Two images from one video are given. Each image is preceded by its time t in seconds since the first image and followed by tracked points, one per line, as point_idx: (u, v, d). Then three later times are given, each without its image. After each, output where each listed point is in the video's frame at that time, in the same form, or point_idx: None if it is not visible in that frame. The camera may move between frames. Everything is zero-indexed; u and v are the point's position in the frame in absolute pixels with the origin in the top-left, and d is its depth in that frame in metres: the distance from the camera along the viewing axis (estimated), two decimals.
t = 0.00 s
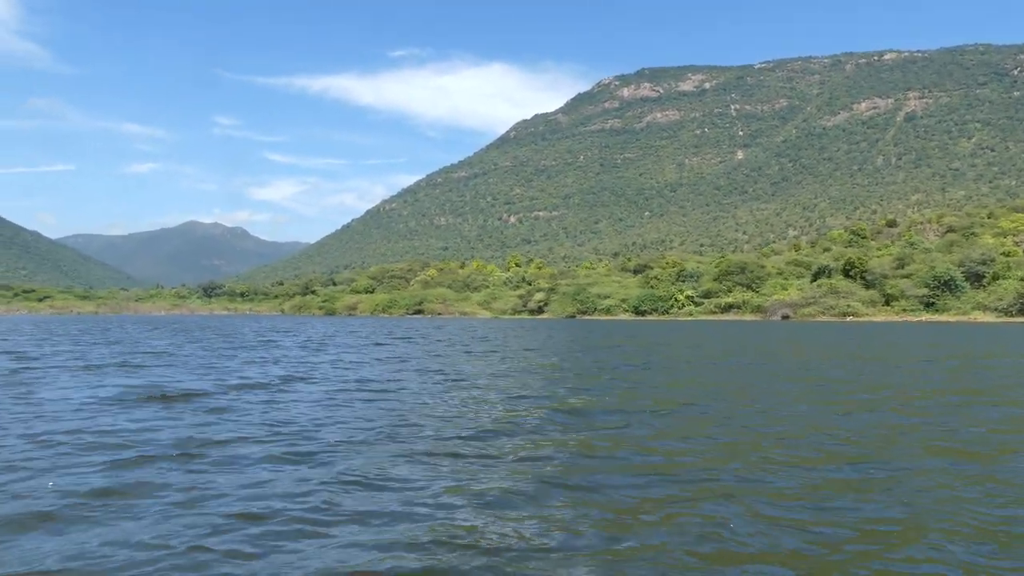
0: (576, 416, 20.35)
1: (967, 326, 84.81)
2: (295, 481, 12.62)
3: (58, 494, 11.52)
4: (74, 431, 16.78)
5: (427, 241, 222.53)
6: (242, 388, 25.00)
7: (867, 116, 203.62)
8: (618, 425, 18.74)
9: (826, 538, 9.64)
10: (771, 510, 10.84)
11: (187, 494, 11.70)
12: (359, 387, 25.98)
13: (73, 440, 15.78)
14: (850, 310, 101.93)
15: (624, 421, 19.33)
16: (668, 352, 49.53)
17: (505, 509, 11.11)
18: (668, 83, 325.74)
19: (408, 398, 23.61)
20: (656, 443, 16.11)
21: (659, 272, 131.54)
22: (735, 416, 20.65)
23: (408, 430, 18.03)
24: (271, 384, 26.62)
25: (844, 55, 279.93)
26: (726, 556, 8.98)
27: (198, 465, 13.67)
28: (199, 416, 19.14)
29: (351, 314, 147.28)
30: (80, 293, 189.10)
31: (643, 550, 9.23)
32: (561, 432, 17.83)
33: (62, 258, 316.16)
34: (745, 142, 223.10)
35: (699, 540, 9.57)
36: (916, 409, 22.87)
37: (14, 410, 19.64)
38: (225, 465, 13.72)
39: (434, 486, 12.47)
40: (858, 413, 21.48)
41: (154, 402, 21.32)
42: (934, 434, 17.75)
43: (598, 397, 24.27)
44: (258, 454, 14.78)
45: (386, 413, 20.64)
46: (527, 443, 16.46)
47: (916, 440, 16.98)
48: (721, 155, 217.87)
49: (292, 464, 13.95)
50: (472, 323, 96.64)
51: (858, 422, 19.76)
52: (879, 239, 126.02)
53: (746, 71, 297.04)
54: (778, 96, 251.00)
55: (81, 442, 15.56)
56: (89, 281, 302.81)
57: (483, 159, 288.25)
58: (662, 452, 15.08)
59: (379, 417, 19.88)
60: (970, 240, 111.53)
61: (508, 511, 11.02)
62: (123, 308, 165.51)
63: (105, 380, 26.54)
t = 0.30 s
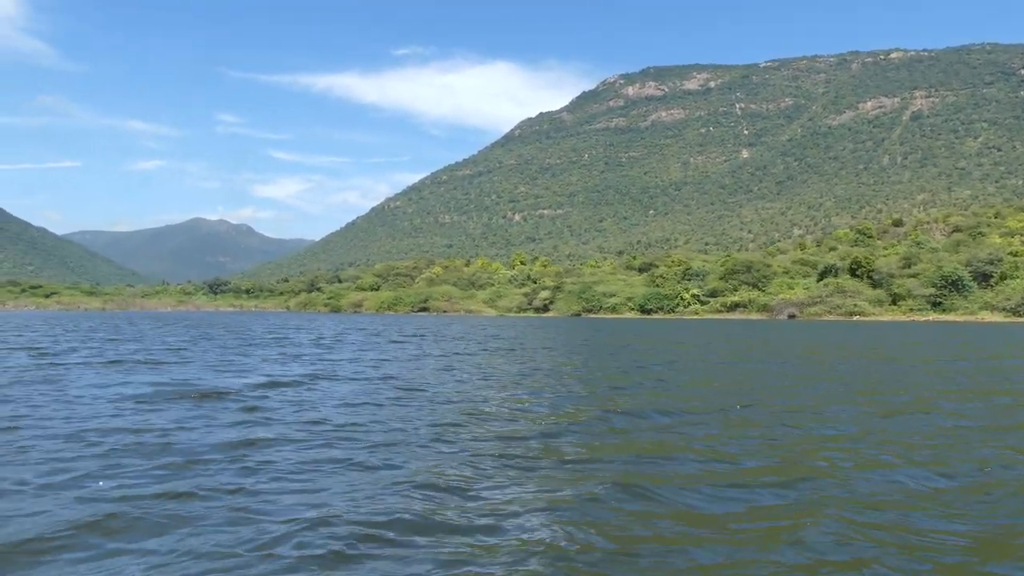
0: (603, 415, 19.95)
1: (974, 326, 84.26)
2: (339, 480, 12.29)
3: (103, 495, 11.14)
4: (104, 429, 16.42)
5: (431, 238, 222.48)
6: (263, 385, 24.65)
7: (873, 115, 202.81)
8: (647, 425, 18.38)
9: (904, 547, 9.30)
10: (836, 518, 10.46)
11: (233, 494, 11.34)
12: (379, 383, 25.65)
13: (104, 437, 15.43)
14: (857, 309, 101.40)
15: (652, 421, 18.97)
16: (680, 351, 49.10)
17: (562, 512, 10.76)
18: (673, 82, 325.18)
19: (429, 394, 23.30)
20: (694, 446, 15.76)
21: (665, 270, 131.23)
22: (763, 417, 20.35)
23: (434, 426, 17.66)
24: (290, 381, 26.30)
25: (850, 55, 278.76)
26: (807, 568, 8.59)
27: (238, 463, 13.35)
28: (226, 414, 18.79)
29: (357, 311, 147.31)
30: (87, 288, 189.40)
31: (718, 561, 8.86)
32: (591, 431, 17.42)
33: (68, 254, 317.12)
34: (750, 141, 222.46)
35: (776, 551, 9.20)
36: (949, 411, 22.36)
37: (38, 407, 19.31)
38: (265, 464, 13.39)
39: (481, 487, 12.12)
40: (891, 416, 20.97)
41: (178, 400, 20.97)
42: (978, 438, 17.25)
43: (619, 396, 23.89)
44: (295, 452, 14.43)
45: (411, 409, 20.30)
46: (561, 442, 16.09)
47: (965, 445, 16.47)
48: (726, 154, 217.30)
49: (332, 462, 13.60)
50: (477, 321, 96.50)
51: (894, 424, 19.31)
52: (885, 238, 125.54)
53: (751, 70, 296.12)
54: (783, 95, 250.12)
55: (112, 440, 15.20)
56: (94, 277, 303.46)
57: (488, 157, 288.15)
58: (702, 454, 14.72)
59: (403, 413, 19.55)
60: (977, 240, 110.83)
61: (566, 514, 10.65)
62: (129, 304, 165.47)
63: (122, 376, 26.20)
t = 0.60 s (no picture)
0: (642, 412, 19.49)
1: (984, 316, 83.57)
2: (384, 485, 11.94)
3: (146, 504, 10.82)
4: (133, 438, 16.16)
5: (436, 239, 222.46)
6: (286, 389, 24.38)
7: (877, 106, 201.78)
8: (693, 423, 17.84)
9: None
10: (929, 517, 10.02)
11: (280, 501, 11.02)
12: (401, 386, 25.38)
13: (136, 447, 15.17)
14: (866, 302, 100.80)
15: (696, 419, 18.43)
16: (697, 347, 48.68)
17: (629, 514, 10.31)
18: (675, 78, 324.36)
19: (454, 396, 23.01)
20: (749, 445, 15.33)
21: (672, 266, 130.83)
22: (804, 412, 19.92)
23: (468, 429, 17.29)
24: (312, 385, 26.02)
25: (852, 46, 277.52)
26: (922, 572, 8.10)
27: (276, 471, 13.03)
28: (254, 420, 18.52)
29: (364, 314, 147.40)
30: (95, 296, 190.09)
31: (822, 564, 8.37)
32: (635, 431, 16.96)
33: (76, 263, 318.86)
34: (754, 135, 221.58)
35: (883, 554, 8.68)
36: (1000, 401, 21.60)
37: (64, 417, 19.09)
38: (309, 471, 13.08)
39: (536, 489, 11.72)
40: (942, 409, 20.21)
41: (204, 406, 20.73)
42: None
43: (651, 392, 23.43)
44: (332, 459, 14.10)
45: (439, 412, 19.97)
46: (607, 442, 15.64)
47: None
48: (730, 148, 216.53)
49: (373, 467, 13.30)
50: (487, 320, 96.16)
51: (953, 419, 18.58)
52: (892, 230, 124.81)
53: (753, 64, 295.05)
54: (786, 89, 249.16)
55: (145, 448, 14.93)
56: (101, 284, 304.96)
57: (491, 157, 288.00)
58: (765, 454, 14.19)
59: (432, 416, 19.24)
60: (985, 229, 110.00)
61: (634, 515, 10.22)
62: (138, 311, 165.85)
63: (143, 384, 26.00)
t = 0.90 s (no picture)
0: (699, 419, 18.82)
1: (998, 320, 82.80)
2: (439, 494, 11.62)
3: (202, 511, 10.52)
4: (168, 437, 15.91)
5: (445, 240, 222.38)
6: (311, 389, 24.08)
7: (888, 107, 200.56)
8: (751, 430, 17.19)
9: None
10: None
11: (337, 508, 10.70)
12: (425, 387, 25.02)
13: (173, 447, 14.82)
14: (878, 305, 100.07)
15: (753, 424, 17.82)
16: (722, 350, 48.09)
17: (724, 531, 9.74)
18: (684, 78, 323.44)
19: (481, 398, 22.58)
20: (827, 453, 14.60)
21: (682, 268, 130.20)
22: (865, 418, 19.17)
23: (521, 435, 16.74)
24: (334, 385, 25.79)
25: (863, 47, 275.94)
26: None
27: (324, 475, 12.68)
28: (286, 421, 18.21)
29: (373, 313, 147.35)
30: (105, 293, 190.60)
31: None
32: (701, 437, 16.26)
33: (87, 261, 320.50)
34: (764, 136, 220.61)
35: None
36: None
37: (93, 414, 18.83)
38: (353, 474, 12.86)
39: (613, 503, 11.09)
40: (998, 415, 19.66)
41: (234, 406, 20.45)
42: None
43: (699, 397, 22.74)
44: (377, 462, 13.74)
45: (474, 414, 19.55)
46: (676, 450, 14.94)
47: None
48: (740, 150, 215.60)
49: (421, 472, 12.97)
50: (498, 321, 95.84)
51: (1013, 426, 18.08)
52: (903, 232, 123.90)
53: (764, 65, 293.72)
54: (796, 90, 247.94)
55: (182, 449, 14.63)
56: (113, 282, 306.45)
57: (500, 157, 287.79)
58: (845, 464, 13.59)
59: (466, 418, 18.81)
60: (999, 232, 108.95)
61: (732, 534, 9.61)
62: (149, 309, 166.26)
63: (166, 382, 25.76)
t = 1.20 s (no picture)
0: (767, 425, 18.29)
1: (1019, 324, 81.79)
2: (495, 503, 11.41)
3: (257, 519, 10.36)
4: (199, 441, 15.79)
5: (457, 241, 222.55)
6: (337, 390, 23.98)
7: (903, 109, 199.07)
8: (813, 438, 16.59)
9: None
10: None
11: (392, 518, 10.51)
12: (448, 389, 24.86)
13: (213, 451, 14.72)
14: (895, 308, 99.22)
15: (811, 432, 17.24)
16: (752, 354, 47.51)
17: (825, 551, 9.29)
18: (698, 80, 322.28)
19: (507, 401, 22.39)
20: (915, 464, 14.05)
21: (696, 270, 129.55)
22: (936, 424, 18.56)
23: (585, 441, 16.30)
24: (358, 386, 25.72)
25: (879, 49, 273.86)
26: None
27: (371, 482, 12.54)
28: (320, 423, 18.10)
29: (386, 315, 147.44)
30: (121, 293, 191.71)
31: None
32: (776, 446, 15.73)
33: (103, 261, 323.14)
34: (778, 138, 219.42)
35: None
36: None
37: (124, 416, 18.79)
38: (395, 479, 12.74)
39: (698, 517, 10.62)
40: None
41: (264, 408, 20.35)
42: None
43: (754, 403, 22.21)
44: (421, 469, 13.58)
45: (512, 418, 19.27)
46: (740, 459, 14.38)
47: None
48: (754, 152, 214.51)
49: (468, 479, 12.79)
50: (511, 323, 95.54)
51: None
52: (919, 235, 122.81)
53: (778, 67, 291.98)
54: (811, 92, 246.46)
55: (219, 453, 14.54)
56: (128, 282, 308.43)
57: (513, 159, 287.63)
58: (932, 477, 12.97)
59: (504, 422, 18.58)
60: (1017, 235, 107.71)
61: (825, 555, 9.20)
62: (164, 309, 167.11)
63: (191, 382, 25.71)
